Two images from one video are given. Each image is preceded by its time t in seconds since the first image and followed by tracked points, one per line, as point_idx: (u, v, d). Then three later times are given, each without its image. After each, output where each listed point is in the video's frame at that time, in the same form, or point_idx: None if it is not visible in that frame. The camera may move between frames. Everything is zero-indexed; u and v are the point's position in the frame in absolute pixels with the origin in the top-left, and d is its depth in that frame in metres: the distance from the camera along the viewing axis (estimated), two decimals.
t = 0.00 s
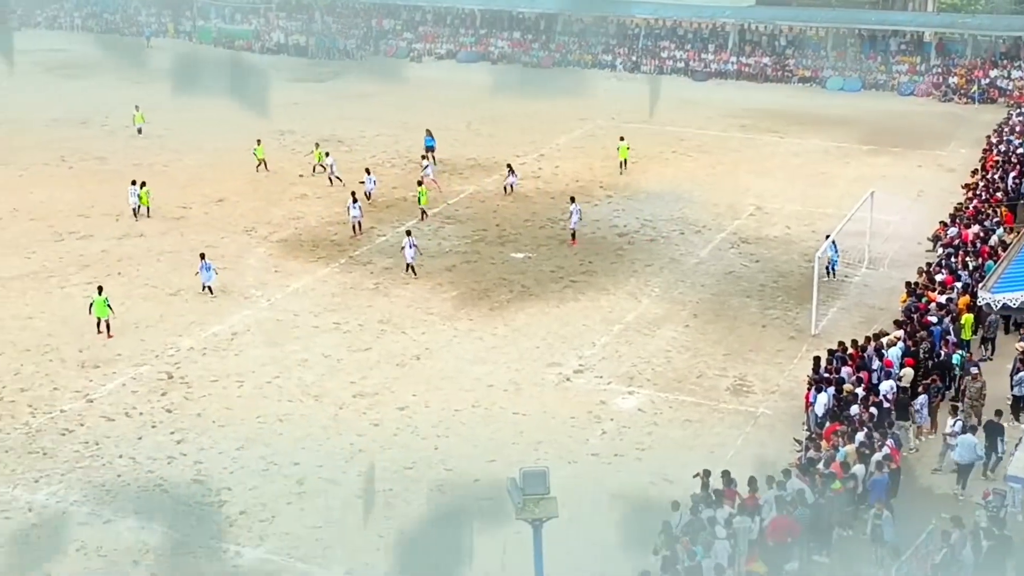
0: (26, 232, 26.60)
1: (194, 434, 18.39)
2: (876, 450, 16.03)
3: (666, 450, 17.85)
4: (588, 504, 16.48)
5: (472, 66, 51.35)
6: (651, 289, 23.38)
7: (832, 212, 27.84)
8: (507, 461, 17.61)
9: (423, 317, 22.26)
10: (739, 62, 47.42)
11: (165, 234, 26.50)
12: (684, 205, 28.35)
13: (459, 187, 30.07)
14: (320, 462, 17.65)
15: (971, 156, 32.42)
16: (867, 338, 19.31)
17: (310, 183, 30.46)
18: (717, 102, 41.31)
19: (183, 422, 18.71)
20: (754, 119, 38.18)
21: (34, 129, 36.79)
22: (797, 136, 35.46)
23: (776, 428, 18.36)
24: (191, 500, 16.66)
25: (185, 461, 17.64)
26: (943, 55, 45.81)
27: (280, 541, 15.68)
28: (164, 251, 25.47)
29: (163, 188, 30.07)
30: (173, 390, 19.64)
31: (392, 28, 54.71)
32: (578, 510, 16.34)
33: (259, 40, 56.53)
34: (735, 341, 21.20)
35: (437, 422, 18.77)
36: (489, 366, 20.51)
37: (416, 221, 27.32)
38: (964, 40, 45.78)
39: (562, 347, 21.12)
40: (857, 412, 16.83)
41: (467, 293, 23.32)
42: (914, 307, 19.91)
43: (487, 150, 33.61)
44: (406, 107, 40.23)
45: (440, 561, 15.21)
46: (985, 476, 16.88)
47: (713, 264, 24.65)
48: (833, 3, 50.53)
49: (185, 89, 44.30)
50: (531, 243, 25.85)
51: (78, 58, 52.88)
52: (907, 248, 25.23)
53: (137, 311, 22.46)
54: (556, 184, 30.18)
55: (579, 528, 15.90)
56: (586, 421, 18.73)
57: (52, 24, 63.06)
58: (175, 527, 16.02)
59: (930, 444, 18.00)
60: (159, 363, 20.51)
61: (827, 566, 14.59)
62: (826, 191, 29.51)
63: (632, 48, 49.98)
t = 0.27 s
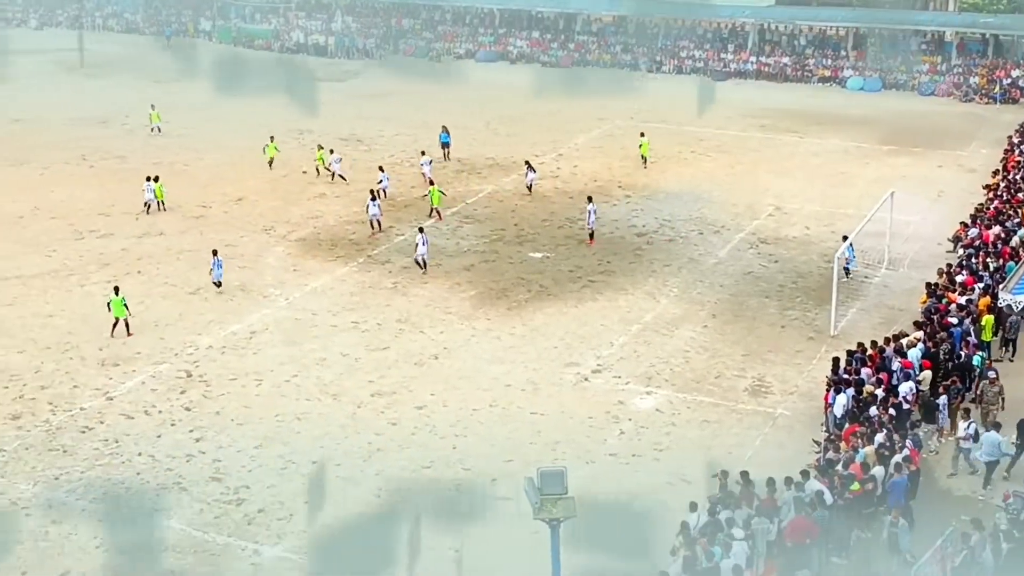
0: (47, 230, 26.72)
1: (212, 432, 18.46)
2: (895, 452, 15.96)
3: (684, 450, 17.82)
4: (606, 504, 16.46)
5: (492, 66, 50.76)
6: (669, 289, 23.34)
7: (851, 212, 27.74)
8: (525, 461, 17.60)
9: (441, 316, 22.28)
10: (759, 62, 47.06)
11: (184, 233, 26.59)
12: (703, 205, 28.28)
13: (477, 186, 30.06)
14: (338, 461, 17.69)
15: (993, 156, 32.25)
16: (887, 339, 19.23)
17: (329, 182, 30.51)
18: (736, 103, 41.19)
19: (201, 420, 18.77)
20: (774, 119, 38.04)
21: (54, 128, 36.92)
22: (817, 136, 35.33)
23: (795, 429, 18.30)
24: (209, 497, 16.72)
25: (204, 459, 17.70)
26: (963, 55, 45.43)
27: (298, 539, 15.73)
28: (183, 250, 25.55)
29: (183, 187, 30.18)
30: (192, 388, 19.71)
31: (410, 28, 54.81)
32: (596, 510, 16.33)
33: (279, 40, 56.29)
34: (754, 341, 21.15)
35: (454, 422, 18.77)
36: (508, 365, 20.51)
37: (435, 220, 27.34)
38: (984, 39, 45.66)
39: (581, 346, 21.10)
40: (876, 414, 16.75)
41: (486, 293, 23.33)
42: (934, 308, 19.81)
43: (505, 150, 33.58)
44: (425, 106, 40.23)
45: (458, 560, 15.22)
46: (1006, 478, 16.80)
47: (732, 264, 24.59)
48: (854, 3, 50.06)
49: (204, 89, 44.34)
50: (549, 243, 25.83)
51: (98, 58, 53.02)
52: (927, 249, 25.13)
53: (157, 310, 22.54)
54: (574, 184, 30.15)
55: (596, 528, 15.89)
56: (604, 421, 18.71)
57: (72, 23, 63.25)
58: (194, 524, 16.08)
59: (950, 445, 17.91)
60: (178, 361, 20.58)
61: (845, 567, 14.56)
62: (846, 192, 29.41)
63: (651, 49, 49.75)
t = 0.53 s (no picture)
0: (63, 229, 26.82)
1: (227, 431, 18.48)
2: (912, 452, 15.86)
3: (699, 451, 17.77)
4: (622, 505, 16.43)
5: (507, 66, 51.00)
6: (684, 289, 23.29)
7: (867, 212, 27.64)
8: (540, 461, 17.59)
9: (456, 316, 22.27)
10: (775, 61, 46.96)
11: (200, 232, 26.65)
12: (718, 204, 28.21)
13: (492, 186, 30.04)
14: (353, 460, 17.70)
15: (1010, 156, 32.09)
16: (903, 340, 19.13)
17: (344, 182, 30.54)
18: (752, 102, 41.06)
19: (216, 420, 18.80)
20: (789, 118, 37.91)
21: (70, 128, 37.06)
22: (833, 135, 35.21)
23: (811, 430, 18.24)
24: (224, 496, 16.76)
25: (219, 458, 17.73)
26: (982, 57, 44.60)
27: (313, 538, 15.74)
28: (199, 249, 25.60)
29: (199, 186, 30.24)
30: (207, 387, 19.75)
31: (426, 27, 54.60)
32: (610, 511, 16.29)
33: (295, 39, 56.49)
34: (769, 341, 21.09)
35: (469, 421, 18.76)
36: (522, 365, 20.49)
37: (450, 220, 27.34)
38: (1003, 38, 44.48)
39: (595, 346, 21.07)
40: (892, 414, 16.65)
41: (501, 292, 23.32)
42: (950, 308, 19.69)
43: (520, 150, 33.55)
44: (439, 106, 40.21)
45: (472, 560, 15.20)
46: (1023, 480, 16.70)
47: (748, 264, 24.52)
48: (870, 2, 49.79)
49: (220, 88, 44.39)
50: (564, 243, 25.80)
51: (114, 57, 53.18)
52: (944, 249, 25.03)
53: (172, 309, 22.60)
54: (590, 184, 30.11)
55: (610, 528, 15.86)
56: (619, 421, 18.69)
57: (90, 23, 63.49)
58: (210, 523, 16.11)
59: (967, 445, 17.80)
60: (193, 360, 20.63)
61: (861, 568, 14.49)
62: (862, 191, 29.29)
63: (666, 48, 49.58)
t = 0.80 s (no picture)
0: (75, 229, 26.90)
1: (238, 430, 18.53)
2: (922, 453, 15.82)
3: (709, 451, 17.77)
4: (632, 504, 16.43)
5: (517, 66, 50.98)
6: (694, 289, 23.28)
7: (878, 212, 27.59)
8: (549, 460, 17.61)
9: (466, 316, 22.30)
10: (786, 61, 46.86)
11: (211, 232, 26.73)
12: (728, 204, 28.19)
13: (503, 186, 30.05)
14: (363, 460, 17.74)
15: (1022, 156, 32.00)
16: (913, 340, 19.10)
17: (354, 182, 30.58)
18: (763, 102, 41.02)
19: (227, 419, 18.85)
20: (800, 118, 37.84)
21: (82, 128, 37.18)
22: (844, 135, 35.14)
23: (821, 429, 18.22)
24: (235, 495, 16.81)
25: (230, 457, 17.78)
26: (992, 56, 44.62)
27: (323, 537, 15.78)
28: (210, 249, 25.67)
29: (209, 186, 30.31)
30: (218, 386, 19.81)
31: (437, 28, 54.59)
32: (620, 511, 16.30)
33: (305, 39, 56.55)
34: (780, 341, 21.08)
35: (479, 421, 18.79)
36: (533, 365, 20.51)
37: (460, 220, 27.36)
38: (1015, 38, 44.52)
39: (606, 346, 21.08)
40: (902, 414, 16.60)
41: (511, 292, 23.34)
42: (961, 309, 19.66)
43: (530, 150, 33.55)
44: (450, 106, 40.23)
45: (482, 560, 15.22)
46: None
47: (758, 264, 24.50)
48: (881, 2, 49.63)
49: (231, 89, 44.48)
50: (575, 243, 25.81)
51: (126, 58, 53.35)
52: (955, 249, 24.98)
53: (183, 309, 22.66)
54: (600, 184, 30.11)
55: (620, 528, 15.87)
56: (629, 421, 18.69)
57: (102, 24, 63.70)
58: (221, 522, 16.16)
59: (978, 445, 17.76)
60: (204, 359, 20.70)
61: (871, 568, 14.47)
62: (872, 191, 29.24)
63: (677, 47, 49.55)
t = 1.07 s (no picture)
0: (85, 229, 26.96)
1: (247, 430, 18.56)
2: (933, 454, 15.79)
3: (718, 451, 17.75)
4: (640, 504, 16.43)
5: (525, 66, 50.95)
6: (703, 289, 23.26)
7: (887, 212, 27.54)
8: (558, 460, 17.61)
9: (475, 316, 22.31)
10: (795, 60, 46.75)
11: (221, 232, 26.77)
12: (738, 204, 28.16)
13: (512, 186, 30.05)
14: (372, 459, 17.76)
15: None
16: (923, 341, 19.07)
17: (363, 182, 30.60)
18: (772, 102, 40.96)
19: (236, 419, 18.89)
20: (809, 118, 37.79)
21: (92, 128, 37.24)
22: (853, 135, 35.07)
23: (831, 430, 18.20)
24: (244, 494, 16.84)
25: (239, 457, 17.81)
26: (1002, 54, 44.56)
27: (332, 537, 15.80)
28: (219, 249, 25.71)
29: (219, 186, 30.35)
30: (227, 386, 19.84)
31: (446, 28, 54.54)
32: (629, 511, 16.29)
33: (314, 39, 56.57)
34: (789, 341, 21.05)
35: (488, 421, 18.80)
36: (541, 365, 20.51)
37: (469, 220, 27.37)
38: None
39: (614, 346, 21.07)
40: (912, 415, 16.57)
41: (520, 292, 23.34)
42: (971, 309, 19.62)
43: (539, 150, 33.55)
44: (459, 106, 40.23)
45: (490, 560, 15.22)
46: None
47: (767, 264, 24.47)
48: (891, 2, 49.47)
49: (240, 88, 44.52)
50: (583, 243, 25.80)
51: (135, 57, 53.42)
52: (965, 249, 24.93)
53: (193, 308, 22.70)
54: (609, 184, 30.10)
55: (628, 528, 15.86)
56: (638, 421, 18.69)
57: (111, 24, 63.79)
58: (230, 521, 16.20)
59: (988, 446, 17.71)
60: (213, 359, 20.73)
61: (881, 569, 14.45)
62: (882, 191, 29.18)
63: (685, 46, 49.42)
